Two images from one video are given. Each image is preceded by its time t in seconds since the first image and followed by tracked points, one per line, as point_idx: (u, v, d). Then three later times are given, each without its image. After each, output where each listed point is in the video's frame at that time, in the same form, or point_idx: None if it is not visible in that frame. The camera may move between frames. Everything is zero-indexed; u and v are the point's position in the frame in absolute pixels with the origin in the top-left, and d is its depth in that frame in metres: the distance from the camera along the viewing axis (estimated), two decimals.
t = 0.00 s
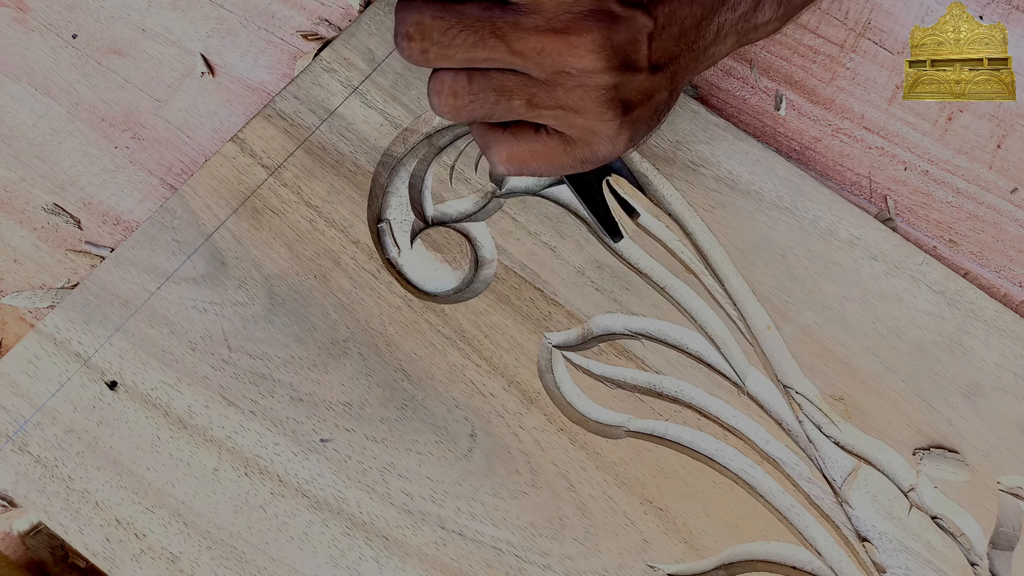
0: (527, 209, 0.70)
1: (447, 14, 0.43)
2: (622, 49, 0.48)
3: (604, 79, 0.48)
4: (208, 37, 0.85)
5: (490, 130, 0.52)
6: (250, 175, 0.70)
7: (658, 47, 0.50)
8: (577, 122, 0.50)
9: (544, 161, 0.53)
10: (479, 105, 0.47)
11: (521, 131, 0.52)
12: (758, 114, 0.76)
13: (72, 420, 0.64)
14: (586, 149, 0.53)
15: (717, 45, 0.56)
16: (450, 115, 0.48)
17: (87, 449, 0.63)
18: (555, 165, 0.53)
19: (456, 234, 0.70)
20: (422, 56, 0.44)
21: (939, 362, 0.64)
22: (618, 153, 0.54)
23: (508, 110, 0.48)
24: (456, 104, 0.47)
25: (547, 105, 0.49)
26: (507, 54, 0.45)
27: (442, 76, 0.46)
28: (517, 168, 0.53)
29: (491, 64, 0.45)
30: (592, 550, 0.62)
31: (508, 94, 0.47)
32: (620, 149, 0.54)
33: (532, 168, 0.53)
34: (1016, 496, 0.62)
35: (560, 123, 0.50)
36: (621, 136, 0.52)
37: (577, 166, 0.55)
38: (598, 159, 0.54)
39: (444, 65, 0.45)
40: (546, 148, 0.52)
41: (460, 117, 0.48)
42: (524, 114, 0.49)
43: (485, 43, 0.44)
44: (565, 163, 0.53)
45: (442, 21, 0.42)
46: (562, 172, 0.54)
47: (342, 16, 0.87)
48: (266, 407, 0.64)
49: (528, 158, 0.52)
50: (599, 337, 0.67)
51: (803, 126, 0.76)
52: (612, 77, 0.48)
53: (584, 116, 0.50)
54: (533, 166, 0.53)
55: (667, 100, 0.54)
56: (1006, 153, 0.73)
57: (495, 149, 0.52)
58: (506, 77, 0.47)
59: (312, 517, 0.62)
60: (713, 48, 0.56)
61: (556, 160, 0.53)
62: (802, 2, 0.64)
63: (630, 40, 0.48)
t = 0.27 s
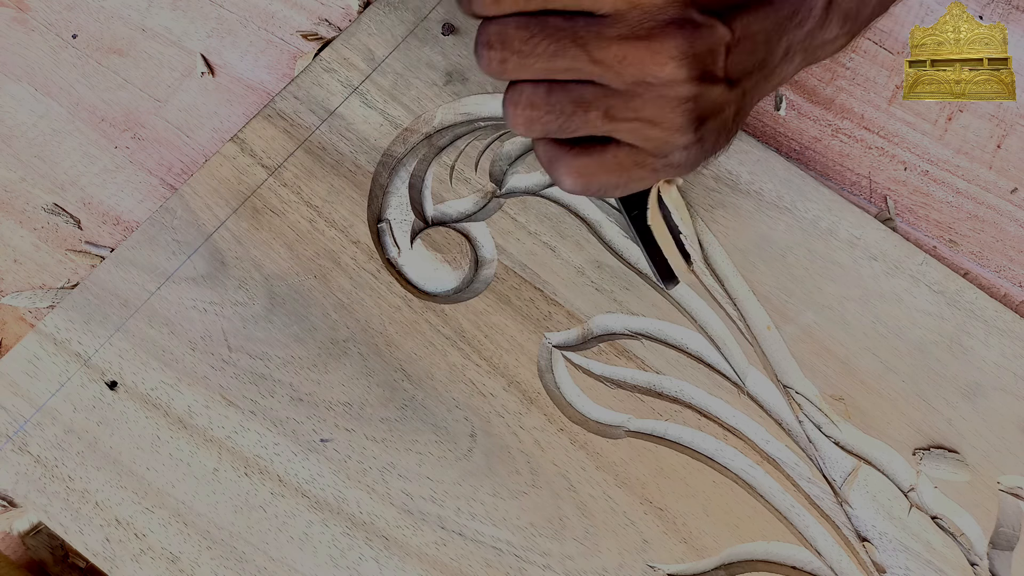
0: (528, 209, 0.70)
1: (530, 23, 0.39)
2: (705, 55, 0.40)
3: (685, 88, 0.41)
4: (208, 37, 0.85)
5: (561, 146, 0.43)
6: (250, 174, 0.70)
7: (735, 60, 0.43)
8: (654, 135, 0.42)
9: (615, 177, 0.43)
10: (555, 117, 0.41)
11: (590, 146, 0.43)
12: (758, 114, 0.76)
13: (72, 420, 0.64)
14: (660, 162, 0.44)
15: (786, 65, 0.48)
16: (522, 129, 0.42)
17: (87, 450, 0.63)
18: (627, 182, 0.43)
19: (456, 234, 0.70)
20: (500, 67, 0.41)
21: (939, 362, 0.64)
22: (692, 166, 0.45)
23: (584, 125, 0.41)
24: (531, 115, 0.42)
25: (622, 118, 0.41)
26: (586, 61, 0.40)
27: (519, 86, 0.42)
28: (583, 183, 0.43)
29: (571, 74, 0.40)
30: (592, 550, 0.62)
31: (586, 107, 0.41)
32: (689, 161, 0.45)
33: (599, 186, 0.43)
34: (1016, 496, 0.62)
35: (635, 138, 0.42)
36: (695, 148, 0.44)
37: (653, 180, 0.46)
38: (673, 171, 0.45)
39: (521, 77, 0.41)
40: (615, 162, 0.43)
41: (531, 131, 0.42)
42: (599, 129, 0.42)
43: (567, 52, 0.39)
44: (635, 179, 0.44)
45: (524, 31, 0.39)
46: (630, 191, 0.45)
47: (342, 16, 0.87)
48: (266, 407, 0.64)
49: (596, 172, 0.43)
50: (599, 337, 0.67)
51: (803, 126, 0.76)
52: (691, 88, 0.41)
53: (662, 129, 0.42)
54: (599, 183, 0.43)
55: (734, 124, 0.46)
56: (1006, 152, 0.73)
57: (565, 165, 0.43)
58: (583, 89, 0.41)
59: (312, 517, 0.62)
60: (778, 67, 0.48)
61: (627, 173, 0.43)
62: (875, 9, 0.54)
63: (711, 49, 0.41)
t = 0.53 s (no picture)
0: (527, 209, 0.70)
1: (558, 16, 0.50)
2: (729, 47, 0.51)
3: (707, 67, 0.51)
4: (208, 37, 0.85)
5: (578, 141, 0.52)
6: (250, 174, 0.70)
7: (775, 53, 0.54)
8: (679, 118, 0.51)
9: (645, 165, 0.51)
10: (586, 104, 0.50)
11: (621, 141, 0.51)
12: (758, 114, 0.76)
13: (72, 420, 0.64)
14: (688, 148, 0.52)
15: (830, 67, 0.58)
16: (552, 119, 0.52)
17: (87, 450, 0.63)
18: (659, 167, 0.51)
19: (456, 234, 0.70)
20: (528, 58, 0.51)
21: (939, 362, 0.64)
22: (712, 156, 0.54)
23: (615, 108, 0.50)
24: (563, 108, 0.51)
25: (646, 97, 0.50)
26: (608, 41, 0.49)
27: (552, 82, 0.52)
28: (616, 177, 0.50)
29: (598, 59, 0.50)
30: (592, 550, 0.62)
31: (615, 92, 0.50)
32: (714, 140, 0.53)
33: (637, 175, 0.51)
34: (1016, 496, 0.61)
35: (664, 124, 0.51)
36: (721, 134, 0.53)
37: (694, 171, 0.57)
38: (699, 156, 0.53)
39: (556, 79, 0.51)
40: (643, 152, 0.51)
41: (564, 123, 0.51)
42: (630, 112, 0.50)
43: (596, 36, 0.49)
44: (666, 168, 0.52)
45: (553, 22, 0.50)
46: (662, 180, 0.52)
47: (341, 16, 0.87)
48: (266, 407, 0.64)
49: (633, 164, 0.50)
50: (599, 337, 0.67)
51: (803, 126, 0.76)
52: (719, 69, 0.51)
53: (687, 111, 0.51)
54: (635, 175, 0.51)
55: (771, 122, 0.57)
56: (1006, 152, 0.73)
57: (597, 163, 0.51)
58: (613, 78, 0.50)
59: (312, 517, 0.62)
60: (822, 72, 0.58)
61: (657, 160, 0.51)
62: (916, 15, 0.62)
63: (742, 37, 0.52)
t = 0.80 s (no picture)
0: (528, 209, 0.70)
1: None
2: None
3: None
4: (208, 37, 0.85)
5: (543, 77, 0.40)
6: (250, 175, 0.70)
7: None
8: (640, 49, 0.38)
9: (605, 109, 0.40)
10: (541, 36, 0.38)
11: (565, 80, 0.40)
12: (758, 114, 0.76)
13: (72, 420, 0.64)
14: (653, 87, 0.39)
15: None
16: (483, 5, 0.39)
17: (87, 450, 0.63)
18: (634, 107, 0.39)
19: (456, 234, 0.70)
20: None
21: (939, 361, 0.64)
22: (683, 95, 0.40)
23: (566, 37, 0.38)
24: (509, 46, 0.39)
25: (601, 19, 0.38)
26: None
27: None
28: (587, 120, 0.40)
29: None
30: (592, 550, 0.62)
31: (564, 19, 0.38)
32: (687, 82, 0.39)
33: (608, 117, 0.40)
34: (1016, 496, 0.61)
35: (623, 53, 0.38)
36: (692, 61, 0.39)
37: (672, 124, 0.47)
38: (665, 99, 0.40)
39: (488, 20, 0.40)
40: (594, 96, 0.40)
41: (525, 62, 0.39)
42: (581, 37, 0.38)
43: None
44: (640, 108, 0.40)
45: None
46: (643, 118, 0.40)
47: (342, 16, 0.87)
48: (266, 408, 0.64)
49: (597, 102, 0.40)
50: (599, 337, 0.67)
51: (803, 126, 0.76)
52: None
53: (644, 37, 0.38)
54: (606, 118, 0.40)
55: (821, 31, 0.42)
56: (1006, 153, 0.73)
57: (560, 98, 0.40)
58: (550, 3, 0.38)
59: (312, 517, 0.62)
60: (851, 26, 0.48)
61: (632, 103, 0.39)
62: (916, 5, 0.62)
63: None
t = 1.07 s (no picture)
0: (528, 209, 0.70)
1: None
2: None
3: None
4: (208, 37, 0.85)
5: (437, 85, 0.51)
6: (250, 175, 0.70)
7: None
8: (527, 62, 0.49)
9: (493, 113, 0.51)
10: (424, 54, 0.45)
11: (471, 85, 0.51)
12: (758, 114, 0.76)
13: (72, 420, 0.64)
14: (536, 92, 0.51)
15: None
16: (392, 67, 0.46)
17: (87, 450, 0.63)
18: (504, 112, 0.51)
19: (456, 234, 0.70)
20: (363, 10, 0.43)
21: (939, 362, 0.64)
22: (570, 96, 0.52)
23: (454, 57, 0.46)
24: (400, 59, 0.45)
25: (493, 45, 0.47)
26: None
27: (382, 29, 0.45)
28: (467, 124, 0.52)
29: (432, 9, 0.44)
30: (592, 550, 0.62)
31: (451, 39, 0.46)
32: (574, 92, 0.52)
33: (481, 122, 0.52)
34: (1016, 496, 0.61)
35: (507, 65, 0.49)
36: (570, 74, 0.50)
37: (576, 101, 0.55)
38: (552, 101, 0.52)
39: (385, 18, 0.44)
40: (495, 97, 0.51)
41: (405, 74, 0.46)
42: (470, 58, 0.47)
43: None
44: (516, 113, 0.52)
45: None
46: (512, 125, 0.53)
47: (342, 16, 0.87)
48: (266, 407, 0.64)
49: (476, 111, 0.51)
50: (599, 337, 0.67)
51: (803, 126, 0.76)
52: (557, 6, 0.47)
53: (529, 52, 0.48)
54: (481, 124, 0.52)
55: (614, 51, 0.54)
56: (1005, 153, 0.73)
57: (443, 107, 0.51)
58: (446, 22, 0.45)
59: (312, 517, 0.62)
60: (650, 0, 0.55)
61: (505, 108, 0.51)
62: None
63: None
